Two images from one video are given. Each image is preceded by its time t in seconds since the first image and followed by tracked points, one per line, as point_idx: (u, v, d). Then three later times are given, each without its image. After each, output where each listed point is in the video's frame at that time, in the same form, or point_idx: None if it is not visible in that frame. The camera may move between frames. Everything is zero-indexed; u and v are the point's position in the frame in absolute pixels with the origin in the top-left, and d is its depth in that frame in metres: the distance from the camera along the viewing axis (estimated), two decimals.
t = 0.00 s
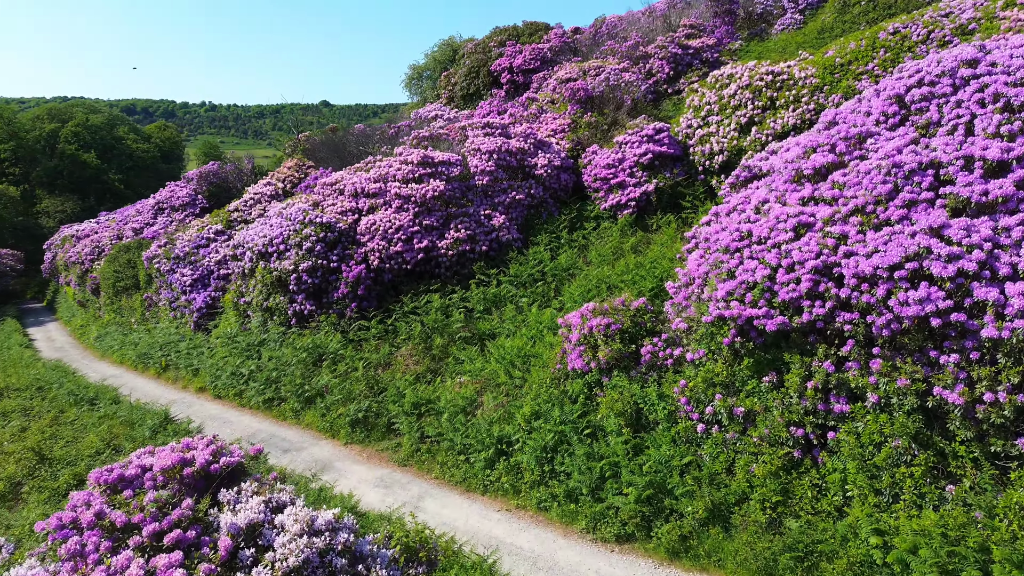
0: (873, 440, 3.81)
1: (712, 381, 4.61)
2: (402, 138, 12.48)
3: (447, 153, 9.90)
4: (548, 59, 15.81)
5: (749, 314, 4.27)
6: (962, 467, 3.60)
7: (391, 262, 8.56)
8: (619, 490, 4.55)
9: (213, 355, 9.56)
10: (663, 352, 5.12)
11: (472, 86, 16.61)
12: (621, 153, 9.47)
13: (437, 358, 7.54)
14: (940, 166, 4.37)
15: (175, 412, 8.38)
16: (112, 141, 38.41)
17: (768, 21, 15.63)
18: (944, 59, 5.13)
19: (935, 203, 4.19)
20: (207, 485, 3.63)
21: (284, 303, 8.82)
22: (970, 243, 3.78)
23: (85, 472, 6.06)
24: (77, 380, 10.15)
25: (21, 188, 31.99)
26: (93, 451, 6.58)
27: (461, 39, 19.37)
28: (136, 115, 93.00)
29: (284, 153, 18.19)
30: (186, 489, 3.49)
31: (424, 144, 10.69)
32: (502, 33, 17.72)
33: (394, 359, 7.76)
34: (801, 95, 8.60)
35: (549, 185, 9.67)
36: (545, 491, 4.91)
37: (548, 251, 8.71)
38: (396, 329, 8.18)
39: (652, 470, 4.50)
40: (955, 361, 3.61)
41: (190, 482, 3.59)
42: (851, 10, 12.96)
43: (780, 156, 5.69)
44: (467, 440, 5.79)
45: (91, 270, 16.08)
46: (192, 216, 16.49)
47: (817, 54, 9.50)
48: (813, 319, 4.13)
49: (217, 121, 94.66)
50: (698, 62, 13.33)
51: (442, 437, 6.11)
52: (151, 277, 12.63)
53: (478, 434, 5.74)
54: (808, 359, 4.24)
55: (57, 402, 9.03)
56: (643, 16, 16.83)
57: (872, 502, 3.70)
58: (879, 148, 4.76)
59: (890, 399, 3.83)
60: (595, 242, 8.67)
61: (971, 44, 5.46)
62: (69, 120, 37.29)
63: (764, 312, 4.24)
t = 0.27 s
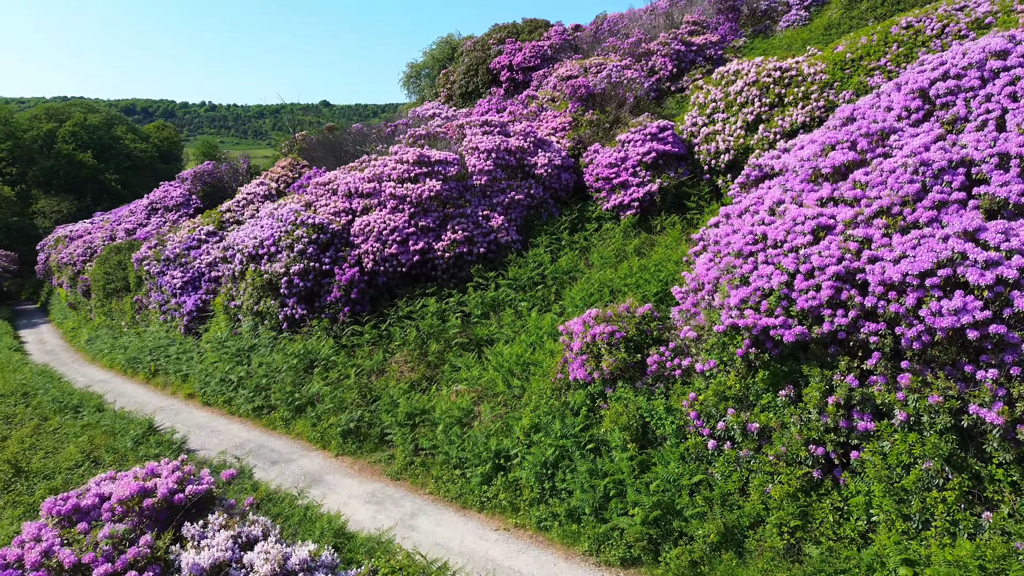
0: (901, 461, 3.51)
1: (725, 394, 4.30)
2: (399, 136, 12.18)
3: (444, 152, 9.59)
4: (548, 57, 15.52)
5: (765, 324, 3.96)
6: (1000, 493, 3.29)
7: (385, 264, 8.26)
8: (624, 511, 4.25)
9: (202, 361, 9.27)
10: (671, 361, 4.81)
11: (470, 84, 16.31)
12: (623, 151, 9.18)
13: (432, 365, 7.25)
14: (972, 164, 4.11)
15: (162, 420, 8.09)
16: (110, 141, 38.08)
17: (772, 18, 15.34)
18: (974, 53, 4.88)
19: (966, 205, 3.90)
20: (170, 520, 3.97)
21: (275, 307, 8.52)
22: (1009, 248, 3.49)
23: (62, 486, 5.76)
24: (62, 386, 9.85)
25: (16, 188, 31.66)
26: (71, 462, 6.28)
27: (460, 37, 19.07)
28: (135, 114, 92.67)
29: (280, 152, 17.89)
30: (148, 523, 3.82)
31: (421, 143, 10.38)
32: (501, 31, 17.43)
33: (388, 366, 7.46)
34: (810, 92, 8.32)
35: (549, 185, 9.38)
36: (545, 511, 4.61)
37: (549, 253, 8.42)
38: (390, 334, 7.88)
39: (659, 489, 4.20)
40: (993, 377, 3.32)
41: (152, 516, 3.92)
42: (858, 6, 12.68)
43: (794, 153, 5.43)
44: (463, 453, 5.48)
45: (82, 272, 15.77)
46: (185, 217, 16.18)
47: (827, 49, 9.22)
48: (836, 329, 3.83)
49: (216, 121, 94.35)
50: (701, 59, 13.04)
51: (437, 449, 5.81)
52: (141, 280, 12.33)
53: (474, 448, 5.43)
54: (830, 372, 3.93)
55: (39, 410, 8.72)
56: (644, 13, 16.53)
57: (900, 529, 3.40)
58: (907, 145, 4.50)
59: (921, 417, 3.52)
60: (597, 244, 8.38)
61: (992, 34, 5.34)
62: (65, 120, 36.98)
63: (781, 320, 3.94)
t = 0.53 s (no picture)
0: (933, 487, 3.20)
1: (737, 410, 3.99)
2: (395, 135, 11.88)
3: (441, 151, 9.29)
4: (548, 55, 15.22)
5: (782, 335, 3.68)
6: None
7: (379, 267, 7.96)
8: (629, 536, 3.95)
9: (191, 367, 8.97)
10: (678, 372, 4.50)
11: (469, 83, 16.01)
12: (625, 150, 8.87)
13: (427, 373, 6.95)
14: (1007, 162, 3.83)
15: (147, 430, 7.80)
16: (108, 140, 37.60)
17: (777, 15, 15.04)
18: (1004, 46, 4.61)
19: (1002, 207, 3.61)
20: (124, 559, 3.67)
21: (264, 312, 8.21)
22: None
23: (34, 503, 5.46)
24: (47, 393, 9.55)
25: (11, 189, 31.36)
26: (46, 476, 5.98)
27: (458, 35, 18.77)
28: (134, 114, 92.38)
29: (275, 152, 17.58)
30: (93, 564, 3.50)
31: (417, 142, 10.07)
32: (500, 28, 17.12)
33: (381, 374, 7.15)
34: (820, 89, 8.03)
35: (549, 185, 9.08)
36: (544, 534, 4.31)
37: (548, 256, 8.12)
38: (383, 340, 7.57)
39: (667, 512, 3.90)
40: None
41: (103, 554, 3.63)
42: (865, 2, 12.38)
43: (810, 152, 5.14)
44: (457, 469, 5.18)
45: (73, 274, 15.47)
46: (178, 218, 15.88)
47: (836, 44, 8.92)
48: (860, 342, 3.53)
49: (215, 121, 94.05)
50: (705, 57, 12.74)
51: (431, 464, 5.50)
52: (130, 282, 12.03)
53: (469, 463, 5.13)
54: (852, 388, 3.63)
55: (21, 417, 8.42)
56: (646, 10, 16.23)
57: (931, 561, 3.05)
58: (935, 143, 4.24)
59: (955, 440, 3.22)
60: (599, 247, 8.08)
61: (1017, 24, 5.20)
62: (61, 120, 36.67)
63: (801, 331, 3.66)
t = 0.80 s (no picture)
0: (970, 520, 2.89)
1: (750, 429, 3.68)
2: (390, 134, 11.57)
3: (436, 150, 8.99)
4: (547, 52, 14.92)
5: (801, 352, 3.44)
6: None
7: (371, 271, 7.65)
8: (633, 566, 3.65)
9: (178, 374, 8.66)
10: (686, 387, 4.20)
11: (467, 81, 15.71)
12: (627, 150, 8.57)
13: (420, 381, 6.65)
14: None
15: (130, 442, 7.50)
16: (107, 140, 37.22)
17: (781, 12, 14.74)
18: None
19: None
20: None
21: (253, 317, 7.91)
22: None
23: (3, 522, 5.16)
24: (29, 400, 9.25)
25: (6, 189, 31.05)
26: (18, 491, 5.68)
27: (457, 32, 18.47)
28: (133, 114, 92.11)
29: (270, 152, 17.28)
30: None
31: (412, 141, 9.77)
32: (499, 25, 16.82)
33: (372, 383, 6.85)
34: (829, 85, 7.75)
35: (549, 186, 8.78)
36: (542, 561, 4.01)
37: (547, 259, 7.82)
38: (375, 347, 7.27)
39: (674, 540, 3.59)
40: None
41: None
42: None
43: (826, 152, 4.88)
44: (450, 487, 4.88)
45: (63, 276, 15.17)
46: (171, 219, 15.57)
47: (846, 40, 8.63)
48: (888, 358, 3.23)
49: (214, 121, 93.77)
50: (708, 54, 12.44)
51: (422, 481, 5.20)
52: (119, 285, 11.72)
53: (463, 481, 4.82)
54: (878, 408, 3.33)
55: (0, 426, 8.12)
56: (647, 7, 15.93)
57: None
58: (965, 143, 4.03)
59: (994, 468, 2.92)
60: (600, 250, 7.78)
61: None
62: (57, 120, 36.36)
63: (823, 345, 3.42)
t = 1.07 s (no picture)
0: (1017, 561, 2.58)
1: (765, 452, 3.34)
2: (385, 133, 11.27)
3: (431, 149, 8.67)
4: (547, 50, 14.62)
5: (826, 368, 3.12)
6: None
7: (362, 275, 7.35)
8: None
9: (163, 381, 8.36)
10: (694, 404, 3.89)
11: (465, 79, 15.41)
12: (629, 149, 8.25)
13: (412, 391, 6.35)
14: None
15: (111, 454, 7.22)
16: (104, 139, 36.87)
17: (785, 9, 14.44)
18: None
19: None
20: None
21: (240, 323, 7.61)
22: None
23: None
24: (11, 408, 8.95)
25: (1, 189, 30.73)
26: None
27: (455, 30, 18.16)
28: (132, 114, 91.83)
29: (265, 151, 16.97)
30: None
31: (406, 140, 9.45)
32: (498, 22, 16.51)
33: (362, 393, 6.54)
34: (840, 82, 7.47)
35: (548, 186, 8.47)
36: None
37: (546, 263, 7.52)
38: (366, 354, 6.96)
39: (682, 574, 3.28)
40: None
41: None
42: None
43: (845, 151, 4.58)
44: (441, 508, 4.57)
45: (52, 277, 14.85)
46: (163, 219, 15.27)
47: (856, 34, 8.33)
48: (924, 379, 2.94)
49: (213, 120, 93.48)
50: (711, 51, 12.14)
51: (412, 500, 4.89)
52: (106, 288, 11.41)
53: (454, 502, 4.51)
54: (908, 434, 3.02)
55: None
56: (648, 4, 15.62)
57: None
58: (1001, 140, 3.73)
59: None
60: (602, 254, 7.48)
61: None
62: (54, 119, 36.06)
63: (848, 363, 3.12)
